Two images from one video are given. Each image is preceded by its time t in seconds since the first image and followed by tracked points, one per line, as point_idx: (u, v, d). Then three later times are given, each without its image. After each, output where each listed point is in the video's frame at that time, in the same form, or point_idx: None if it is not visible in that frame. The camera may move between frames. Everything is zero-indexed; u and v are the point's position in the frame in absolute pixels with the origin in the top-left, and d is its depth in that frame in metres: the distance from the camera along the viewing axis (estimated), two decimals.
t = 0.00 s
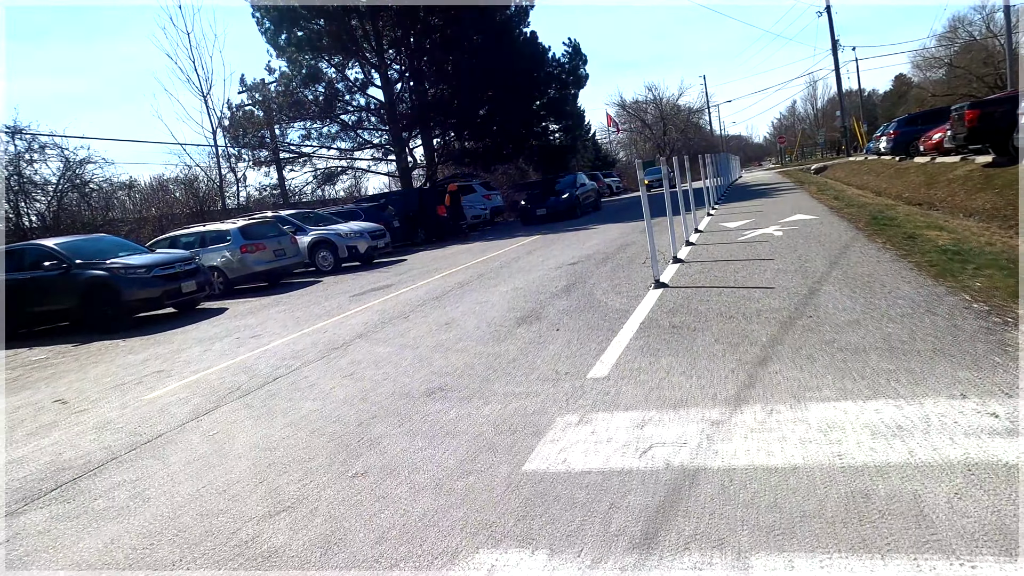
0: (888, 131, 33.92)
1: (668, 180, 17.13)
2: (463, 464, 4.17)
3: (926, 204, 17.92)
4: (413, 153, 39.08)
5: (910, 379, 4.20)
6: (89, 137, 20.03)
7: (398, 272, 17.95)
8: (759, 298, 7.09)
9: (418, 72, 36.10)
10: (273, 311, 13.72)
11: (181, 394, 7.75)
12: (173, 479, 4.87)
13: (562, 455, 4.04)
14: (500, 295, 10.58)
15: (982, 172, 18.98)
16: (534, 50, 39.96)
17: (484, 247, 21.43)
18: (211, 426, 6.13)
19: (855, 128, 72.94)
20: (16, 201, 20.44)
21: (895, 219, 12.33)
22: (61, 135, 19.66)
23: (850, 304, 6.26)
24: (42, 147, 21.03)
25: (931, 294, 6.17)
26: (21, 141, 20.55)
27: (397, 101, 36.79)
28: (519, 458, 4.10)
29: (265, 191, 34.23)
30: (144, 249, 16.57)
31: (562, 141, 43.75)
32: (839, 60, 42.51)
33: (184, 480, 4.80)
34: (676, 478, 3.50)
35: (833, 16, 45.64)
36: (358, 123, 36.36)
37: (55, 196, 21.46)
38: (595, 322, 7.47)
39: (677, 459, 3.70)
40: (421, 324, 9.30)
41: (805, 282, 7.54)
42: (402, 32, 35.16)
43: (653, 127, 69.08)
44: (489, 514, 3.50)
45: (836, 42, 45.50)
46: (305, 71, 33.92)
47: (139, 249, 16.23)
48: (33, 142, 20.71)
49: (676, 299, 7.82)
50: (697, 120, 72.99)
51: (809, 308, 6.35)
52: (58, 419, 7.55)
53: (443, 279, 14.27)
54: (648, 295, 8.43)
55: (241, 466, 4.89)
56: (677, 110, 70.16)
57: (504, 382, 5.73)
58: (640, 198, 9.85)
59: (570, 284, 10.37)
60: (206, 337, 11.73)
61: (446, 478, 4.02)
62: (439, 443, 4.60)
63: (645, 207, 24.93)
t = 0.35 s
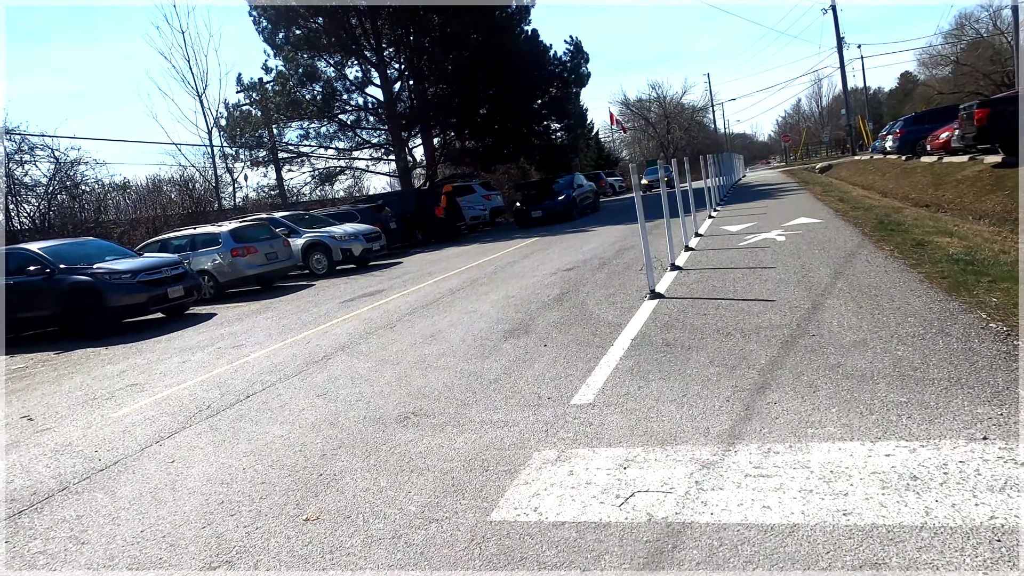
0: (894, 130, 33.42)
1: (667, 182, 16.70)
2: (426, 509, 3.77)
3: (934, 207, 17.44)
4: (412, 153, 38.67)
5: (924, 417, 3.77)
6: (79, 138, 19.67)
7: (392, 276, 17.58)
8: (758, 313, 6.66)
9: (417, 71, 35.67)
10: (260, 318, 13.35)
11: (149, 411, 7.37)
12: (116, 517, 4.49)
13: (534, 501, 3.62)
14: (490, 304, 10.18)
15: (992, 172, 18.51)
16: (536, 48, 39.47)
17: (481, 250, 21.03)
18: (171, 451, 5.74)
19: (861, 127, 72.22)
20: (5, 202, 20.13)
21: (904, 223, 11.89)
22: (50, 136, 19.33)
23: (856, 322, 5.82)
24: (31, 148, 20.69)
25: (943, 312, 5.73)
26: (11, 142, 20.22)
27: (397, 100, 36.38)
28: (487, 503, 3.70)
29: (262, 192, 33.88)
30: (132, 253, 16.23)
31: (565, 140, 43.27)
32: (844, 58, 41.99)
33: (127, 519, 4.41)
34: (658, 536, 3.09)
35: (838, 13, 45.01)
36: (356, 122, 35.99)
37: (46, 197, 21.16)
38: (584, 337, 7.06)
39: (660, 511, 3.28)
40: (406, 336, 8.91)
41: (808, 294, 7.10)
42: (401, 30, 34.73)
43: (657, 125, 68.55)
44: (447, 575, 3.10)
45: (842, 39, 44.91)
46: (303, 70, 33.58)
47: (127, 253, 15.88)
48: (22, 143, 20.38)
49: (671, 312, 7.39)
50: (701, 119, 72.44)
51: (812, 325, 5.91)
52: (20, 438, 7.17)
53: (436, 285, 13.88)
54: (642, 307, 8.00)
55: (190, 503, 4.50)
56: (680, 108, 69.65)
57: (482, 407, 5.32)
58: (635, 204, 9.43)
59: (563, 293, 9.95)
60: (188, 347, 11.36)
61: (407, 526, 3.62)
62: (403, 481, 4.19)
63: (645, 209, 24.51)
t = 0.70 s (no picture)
0: (901, 131, 32.96)
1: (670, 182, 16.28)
2: (385, 547, 3.35)
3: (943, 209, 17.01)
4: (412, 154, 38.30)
5: (947, 445, 3.34)
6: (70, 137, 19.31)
7: (387, 279, 17.19)
8: (762, 321, 6.24)
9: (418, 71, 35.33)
10: (248, 322, 12.96)
11: (116, 423, 6.96)
12: (53, 547, 4.08)
13: (506, 540, 3.20)
14: (482, 309, 9.74)
15: (1004, 173, 18.05)
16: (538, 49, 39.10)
17: (479, 252, 20.60)
18: (128, 470, 5.33)
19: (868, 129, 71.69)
20: None
21: (914, 225, 11.43)
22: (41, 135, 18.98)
23: (867, 331, 5.39)
24: (22, 147, 20.36)
25: (963, 322, 5.28)
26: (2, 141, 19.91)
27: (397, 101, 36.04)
28: (455, 541, 3.28)
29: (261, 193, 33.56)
30: (121, 255, 15.84)
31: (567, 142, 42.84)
32: (850, 59, 41.51)
33: (63, 550, 4.00)
34: None
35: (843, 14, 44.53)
36: (355, 123, 35.65)
37: (37, 197, 20.83)
38: (576, 346, 6.62)
39: (647, 556, 2.86)
40: (392, 343, 8.50)
41: (815, 301, 6.67)
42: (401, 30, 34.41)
43: (661, 127, 68.08)
44: None
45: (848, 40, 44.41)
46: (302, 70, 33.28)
47: (115, 255, 15.49)
48: (13, 142, 20.05)
49: (670, 319, 6.97)
50: (705, 120, 71.95)
51: (819, 336, 5.48)
52: None
53: (429, 288, 13.47)
54: (638, 314, 7.57)
55: (133, 533, 4.08)
56: (685, 110, 69.16)
57: (460, 424, 4.89)
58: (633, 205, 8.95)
59: (557, 298, 9.52)
60: (170, 352, 10.96)
61: (363, 568, 3.20)
62: (365, 512, 3.77)
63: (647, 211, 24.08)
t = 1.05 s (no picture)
0: (907, 131, 32.45)
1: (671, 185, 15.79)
2: None
3: (953, 212, 16.47)
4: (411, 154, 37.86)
5: (990, 501, 2.88)
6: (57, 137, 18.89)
7: (379, 283, 16.73)
8: (767, 337, 5.76)
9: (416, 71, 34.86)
10: (232, 330, 12.50)
11: (76, 444, 6.51)
12: None
13: None
14: (472, 319, 9.27)
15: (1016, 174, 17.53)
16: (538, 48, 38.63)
17: (476, 256, 20.13)
18: (74, 502, 4.87)
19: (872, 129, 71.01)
20: None
21: (926, 230, 10.94)
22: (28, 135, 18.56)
23: (884, 352, 4.91)
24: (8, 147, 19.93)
25: (990, 342, 4.79)
26: None
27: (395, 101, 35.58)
28: None
29: (258, 194, 33.13)
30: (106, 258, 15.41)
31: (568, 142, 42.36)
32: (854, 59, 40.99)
33: None
34: None
35: (847, 12, 43.99)
36: (353, 123, 35.22)
37: (24, 198, 20.40)
38: (566, 364, 6.15)
39: None
40: (375, 356, 8.03)
41: (825, 315, 6.18)
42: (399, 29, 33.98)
43: (663, 127, 67.53)
44: None
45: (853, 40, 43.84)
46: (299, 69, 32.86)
47: (99, 259, 15.06)
48: None
49: (668, 334, 6.49)
50: (708, 120, 71.37)
51: (830, 356, 5.00)
52: None
53: (420, 294, 12.98)
54: (634, 327, 7.09)
55: None
56: (687, 110, 68.58)
57: (433, 456, 4.42)
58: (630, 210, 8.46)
59: (551, 307, 9.04)
60: (149, 362, 10.51)
61: None
62: (316, 568, 3.30)
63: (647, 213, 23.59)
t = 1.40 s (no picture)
0: (911, 131, 31.90)
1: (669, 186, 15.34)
2: None
3: (959, 215, 15.98)
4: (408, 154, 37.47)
5: None
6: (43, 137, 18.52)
7: (370, 288, 16.34)
8: (765, 356, 5.34)
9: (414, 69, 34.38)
10: (213, 337, 12.09)
11: (27, 466, 6.10)
12: None
13: None
14: (457, 329, 8.85)
15: None
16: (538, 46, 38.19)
17: (469, 258, 19.70)
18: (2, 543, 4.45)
19: (875, 128, 70.28)
20: None
21: (933, 235, 10.50)
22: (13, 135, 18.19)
23: (891, 376, 4.49)
24: None
25: (1006, 368, 4.36)
26: None
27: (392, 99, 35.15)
28: None
29: (253, 194, 32.74)
30: (87, 262, 14.99)
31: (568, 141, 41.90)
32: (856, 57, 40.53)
33: None
34: None
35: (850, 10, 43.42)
36: (349, 122, 34.82)
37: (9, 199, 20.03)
38: (547, 383, 5.73)
39: None
40: (352, 370, 7.62)
41: (827, 331, 5.76)
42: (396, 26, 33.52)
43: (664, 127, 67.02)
44: None
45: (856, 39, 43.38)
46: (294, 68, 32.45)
47: (80, 263, 14.65)
48: None
49: (659, 350, 6.07)
50: (709, 120, 70.87)
51: (832, 380, 4.59)
52: None
53: (408, 301, 12.57)
54: (624, 342, 6.67)
55: None
56: (689, 110, 68.14)
57: (392, 493, 4.01)
58: (621, 216, 8.04)
59: (539, 317, 8.62)
60: (123, 372, 10.11)
61: None
62: None
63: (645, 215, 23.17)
